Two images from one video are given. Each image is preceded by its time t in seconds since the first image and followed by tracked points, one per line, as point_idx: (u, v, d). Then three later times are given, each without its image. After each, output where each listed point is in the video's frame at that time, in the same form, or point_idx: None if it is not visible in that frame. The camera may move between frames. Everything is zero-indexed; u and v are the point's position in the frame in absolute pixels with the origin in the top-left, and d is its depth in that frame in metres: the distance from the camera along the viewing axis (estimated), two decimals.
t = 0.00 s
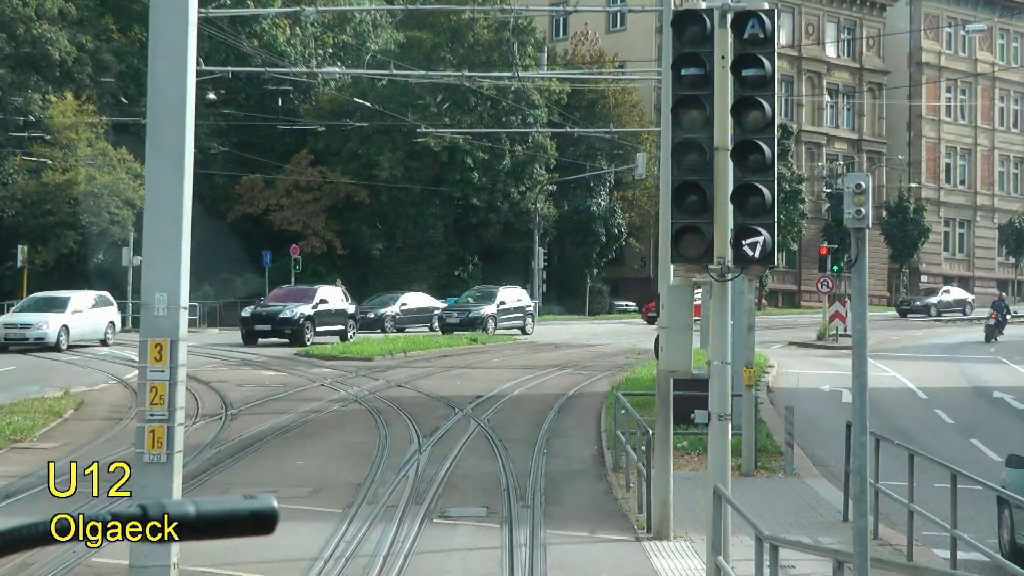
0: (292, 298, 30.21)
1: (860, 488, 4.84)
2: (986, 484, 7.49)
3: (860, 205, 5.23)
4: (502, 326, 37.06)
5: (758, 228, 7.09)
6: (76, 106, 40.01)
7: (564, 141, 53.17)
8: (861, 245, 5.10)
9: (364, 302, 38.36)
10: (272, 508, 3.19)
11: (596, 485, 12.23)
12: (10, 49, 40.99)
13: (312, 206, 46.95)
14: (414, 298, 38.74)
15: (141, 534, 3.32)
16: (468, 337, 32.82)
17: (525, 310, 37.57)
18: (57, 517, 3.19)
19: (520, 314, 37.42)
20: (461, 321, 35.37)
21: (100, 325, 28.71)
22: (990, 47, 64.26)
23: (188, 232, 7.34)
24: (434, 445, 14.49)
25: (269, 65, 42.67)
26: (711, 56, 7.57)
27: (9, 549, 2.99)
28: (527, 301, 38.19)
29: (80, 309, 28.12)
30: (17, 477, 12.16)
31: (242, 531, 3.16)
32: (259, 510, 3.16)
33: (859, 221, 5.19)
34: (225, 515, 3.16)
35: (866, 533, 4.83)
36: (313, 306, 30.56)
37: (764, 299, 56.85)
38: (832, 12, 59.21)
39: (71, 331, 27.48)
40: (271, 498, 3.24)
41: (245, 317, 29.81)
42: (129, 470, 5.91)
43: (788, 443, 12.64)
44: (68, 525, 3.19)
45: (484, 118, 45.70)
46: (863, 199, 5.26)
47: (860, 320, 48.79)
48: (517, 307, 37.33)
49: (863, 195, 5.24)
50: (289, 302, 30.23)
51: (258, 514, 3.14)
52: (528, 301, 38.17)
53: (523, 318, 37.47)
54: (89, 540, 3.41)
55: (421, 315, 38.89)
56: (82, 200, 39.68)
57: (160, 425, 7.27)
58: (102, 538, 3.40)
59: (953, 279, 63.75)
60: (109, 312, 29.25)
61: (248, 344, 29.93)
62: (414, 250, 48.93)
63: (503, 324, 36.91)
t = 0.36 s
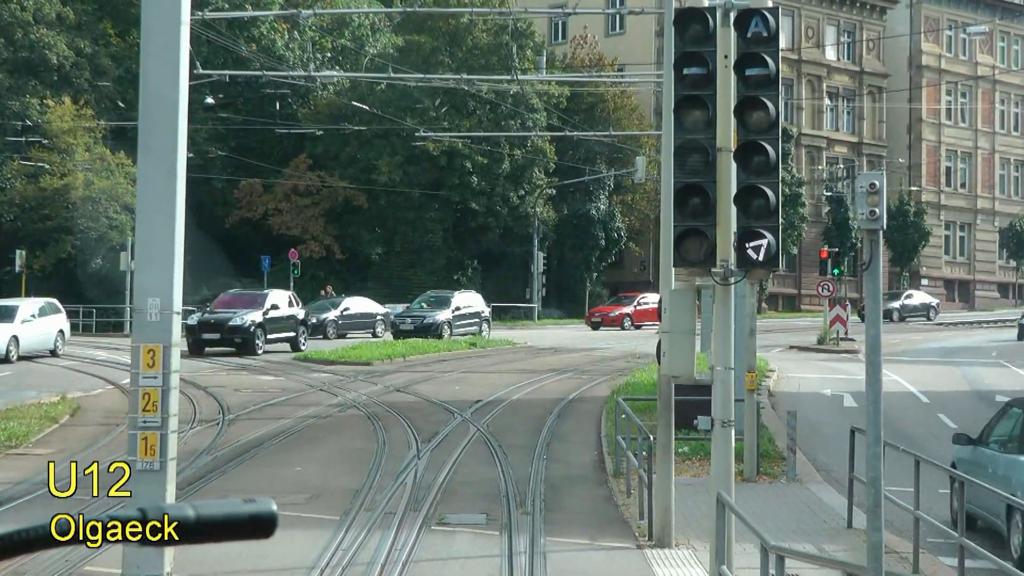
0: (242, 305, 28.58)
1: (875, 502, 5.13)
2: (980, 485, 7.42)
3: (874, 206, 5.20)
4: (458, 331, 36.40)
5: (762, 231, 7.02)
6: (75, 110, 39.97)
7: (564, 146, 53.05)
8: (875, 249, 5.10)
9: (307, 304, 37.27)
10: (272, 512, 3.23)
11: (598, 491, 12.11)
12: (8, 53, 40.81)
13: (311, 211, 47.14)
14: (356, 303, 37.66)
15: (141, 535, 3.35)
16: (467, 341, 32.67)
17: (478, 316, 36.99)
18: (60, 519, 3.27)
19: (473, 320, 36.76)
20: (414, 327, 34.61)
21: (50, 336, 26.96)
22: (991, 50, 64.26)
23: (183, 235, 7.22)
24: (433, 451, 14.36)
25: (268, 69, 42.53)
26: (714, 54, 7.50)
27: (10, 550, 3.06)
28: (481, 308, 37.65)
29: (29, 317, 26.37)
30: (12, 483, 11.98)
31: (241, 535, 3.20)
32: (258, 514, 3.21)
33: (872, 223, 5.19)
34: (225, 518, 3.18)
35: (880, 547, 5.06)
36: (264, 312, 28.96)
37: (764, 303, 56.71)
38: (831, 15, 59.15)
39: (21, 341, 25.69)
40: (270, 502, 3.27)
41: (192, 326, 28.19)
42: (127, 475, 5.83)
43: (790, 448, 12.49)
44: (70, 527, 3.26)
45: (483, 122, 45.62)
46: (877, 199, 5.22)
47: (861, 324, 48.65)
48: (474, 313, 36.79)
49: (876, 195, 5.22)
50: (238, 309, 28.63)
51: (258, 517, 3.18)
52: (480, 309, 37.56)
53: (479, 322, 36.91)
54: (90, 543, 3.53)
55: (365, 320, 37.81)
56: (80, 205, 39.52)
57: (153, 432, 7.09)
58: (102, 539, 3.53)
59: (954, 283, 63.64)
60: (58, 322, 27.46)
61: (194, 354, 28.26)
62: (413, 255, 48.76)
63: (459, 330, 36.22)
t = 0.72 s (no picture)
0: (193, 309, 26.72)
1: (883, 507, 5.24)
2: (980, 486, 7.44)
3: (883, 205, 5.15)
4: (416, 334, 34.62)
5: (766, 232, 6.97)
6: (75, 110, 40.04)
7: (566, 147, 53.08)
8: (884, 251, 5.07)
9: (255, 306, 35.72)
10: (274, 513, 2.88)
11: (599, 493, 12.07)
12: (9, 53, 40.75)
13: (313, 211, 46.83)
14: (304, 303, 36.34)
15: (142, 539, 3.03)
16: (468, 342, 32.61)
17: (435, 319, 35.23)
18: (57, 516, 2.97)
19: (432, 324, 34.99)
20: (373, 328, 32.74)
21: None
22: (993, 52, 64.26)
23: (181, 236, 7.16)
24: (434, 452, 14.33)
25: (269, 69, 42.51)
26: (718, 54, 7.45)
27: None
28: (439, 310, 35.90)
29: None
30: (12, 484, 11.92)
31: (245, 537, 2.86)
32: (260, 514, 2.85)
33: (881, 222, 5.14)
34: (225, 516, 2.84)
35: (888, 552, 5.27)
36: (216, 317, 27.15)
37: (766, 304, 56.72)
38: (833, 16, 59.17)
39: None
40: (272, 501, 2.93)
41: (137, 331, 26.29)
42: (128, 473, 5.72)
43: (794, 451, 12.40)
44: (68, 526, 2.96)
45: (484, 122, 45.62)
46: (886, 200, 5.18)
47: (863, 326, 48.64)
48: (430, 315, 34.93)
49: (885, 195, 5.17)
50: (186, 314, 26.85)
51: (261, 518, 2.83)
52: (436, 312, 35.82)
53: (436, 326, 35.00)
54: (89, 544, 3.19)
55: (314, 322, 36.47)
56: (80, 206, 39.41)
57: (151, 434, 7.04)
58: (101, 540, 3.19)
59: (956, 284, 63.67)
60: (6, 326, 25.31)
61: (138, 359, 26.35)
62: (414, 255, 48.72)
63: (416, 333, 34.41)
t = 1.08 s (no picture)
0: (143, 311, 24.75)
1: (883, 510, 5.28)
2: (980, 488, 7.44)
3: (884, 208, 5.17)
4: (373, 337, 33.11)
5: (767, 234, 6.98)
6: (76, 109, 40.10)
7: (567, 147, 53.08)
8: (885, 255, 5.08)
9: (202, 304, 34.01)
10: (275, 512, 2.90)
11: (598, 494, 12.08)
12: (11, 52, 40.70)
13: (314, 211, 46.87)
14: (254, 303, 34.88)
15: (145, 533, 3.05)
16: (469, 343, 32.61)
17: (394, 320, 33.81)
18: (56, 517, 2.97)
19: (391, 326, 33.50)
20: (330, 331, 31.22)
21: None
22: (995, 54, 64.19)
23: (183, 237, 7.16)
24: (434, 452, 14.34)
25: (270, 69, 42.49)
26: (720, 55, 7.47)
27: None
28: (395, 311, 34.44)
29: None
30: (12, 483, 11.93)
31: (242, 537, 2.85)
32: (261, 514, 2.86)
33: (882, 226, 5.15)
34: (226, 517, 2.82)
35: (888, 555, 5.29)
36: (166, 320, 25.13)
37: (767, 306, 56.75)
38: (834, 17, 59.21)
39: None
40: (273, 501, 2.93)
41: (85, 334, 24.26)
42: (127, 471, 5.69)
43: (794, 453, 12.39)
44: (68, 526, 2.95)
45: (486, 123, 45.61)
46: (887, 203, 5.19)
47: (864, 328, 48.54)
48: (388, 317, 33.39)
49: (887, 198, 5.18)
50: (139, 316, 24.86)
51: (261, 517, 2.84)
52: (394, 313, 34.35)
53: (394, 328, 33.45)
54: (88, 543, 3.18)
55: (263, 324, 35.26)
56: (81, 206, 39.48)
57: (152, 434, 7.04)
58: (101, 540, 3.17)
59: (956, 286, 63.71)
60: None
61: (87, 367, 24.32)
62: (415, 256, 48.71)
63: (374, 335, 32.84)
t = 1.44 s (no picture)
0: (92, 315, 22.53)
1: (885, 512, 5.28)
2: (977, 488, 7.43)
3: (884, 210, 5.18)
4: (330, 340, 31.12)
5: (767, 235, 7.00)
6: (76, 110, 40.13)
7: (567, 148, 53.11)
8: (886, 255, 5.08)
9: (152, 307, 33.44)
10: (276, 513, 2.90)
11: (599, 494, 12.09)
12: (10, 53, 40.66)
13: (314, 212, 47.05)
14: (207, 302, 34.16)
15: (143, 534, 3.04)
16: (469, 343, 32.61)
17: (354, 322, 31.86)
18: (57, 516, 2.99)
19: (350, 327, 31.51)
20: (287, 336, 29.30)
21: None
22: (995, 53, 64.14)
23: (183, 238, 7.16)
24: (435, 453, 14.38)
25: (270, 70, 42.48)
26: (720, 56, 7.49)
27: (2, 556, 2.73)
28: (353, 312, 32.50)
29: None
30: (13, 484, 11.95)
31: (241, 538, 2.85)
32: (261, 515, 2.87)
33: (883, 226, 5.16)
34: (225, 517, 2.83)
35: (889, 556, 5.30)
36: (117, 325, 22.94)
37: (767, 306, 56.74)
38: (834, 17, 59.30)
39: None
40: (273, 502, 2.93)
41: (29, 344, 21.79)
42: (128, 472, 5.71)
43: (795, 453, 12.40)
44: (68, 527, 2.97)
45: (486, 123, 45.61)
46: (888, 204, 5.20)
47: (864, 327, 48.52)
48: (346, 320, 31.45)
49: (887, 199, 5.19)
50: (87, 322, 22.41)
51: (262, 519, 2.84)
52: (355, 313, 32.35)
53: (351, 332, 31.56)
54: (89, 544, 3.18)
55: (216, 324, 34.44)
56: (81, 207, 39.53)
57: (153, 436, 7.04)
58: (101, 540, 3.18)
59: (957, 286, 63.74)
60: None
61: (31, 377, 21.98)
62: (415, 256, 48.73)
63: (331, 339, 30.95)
